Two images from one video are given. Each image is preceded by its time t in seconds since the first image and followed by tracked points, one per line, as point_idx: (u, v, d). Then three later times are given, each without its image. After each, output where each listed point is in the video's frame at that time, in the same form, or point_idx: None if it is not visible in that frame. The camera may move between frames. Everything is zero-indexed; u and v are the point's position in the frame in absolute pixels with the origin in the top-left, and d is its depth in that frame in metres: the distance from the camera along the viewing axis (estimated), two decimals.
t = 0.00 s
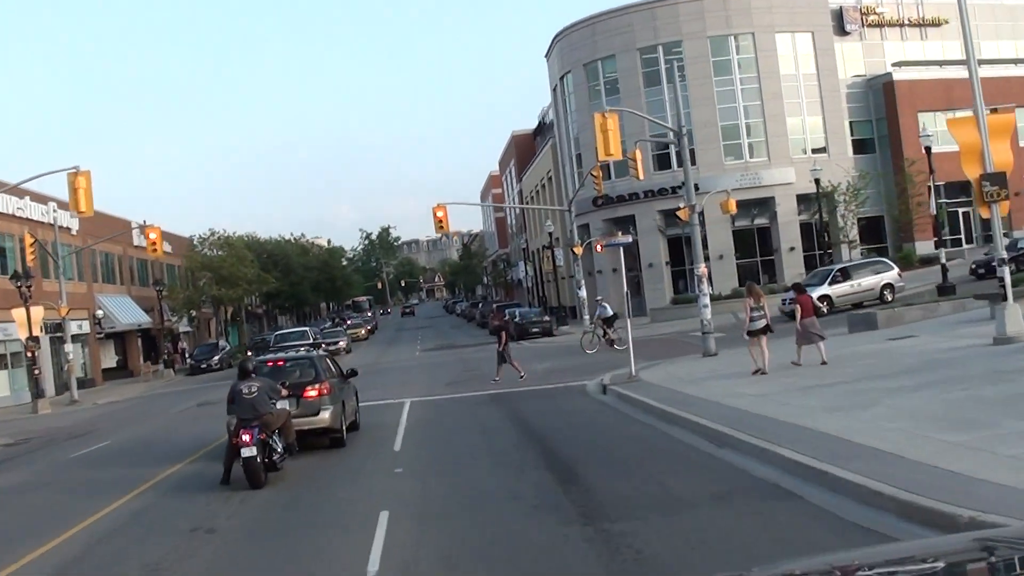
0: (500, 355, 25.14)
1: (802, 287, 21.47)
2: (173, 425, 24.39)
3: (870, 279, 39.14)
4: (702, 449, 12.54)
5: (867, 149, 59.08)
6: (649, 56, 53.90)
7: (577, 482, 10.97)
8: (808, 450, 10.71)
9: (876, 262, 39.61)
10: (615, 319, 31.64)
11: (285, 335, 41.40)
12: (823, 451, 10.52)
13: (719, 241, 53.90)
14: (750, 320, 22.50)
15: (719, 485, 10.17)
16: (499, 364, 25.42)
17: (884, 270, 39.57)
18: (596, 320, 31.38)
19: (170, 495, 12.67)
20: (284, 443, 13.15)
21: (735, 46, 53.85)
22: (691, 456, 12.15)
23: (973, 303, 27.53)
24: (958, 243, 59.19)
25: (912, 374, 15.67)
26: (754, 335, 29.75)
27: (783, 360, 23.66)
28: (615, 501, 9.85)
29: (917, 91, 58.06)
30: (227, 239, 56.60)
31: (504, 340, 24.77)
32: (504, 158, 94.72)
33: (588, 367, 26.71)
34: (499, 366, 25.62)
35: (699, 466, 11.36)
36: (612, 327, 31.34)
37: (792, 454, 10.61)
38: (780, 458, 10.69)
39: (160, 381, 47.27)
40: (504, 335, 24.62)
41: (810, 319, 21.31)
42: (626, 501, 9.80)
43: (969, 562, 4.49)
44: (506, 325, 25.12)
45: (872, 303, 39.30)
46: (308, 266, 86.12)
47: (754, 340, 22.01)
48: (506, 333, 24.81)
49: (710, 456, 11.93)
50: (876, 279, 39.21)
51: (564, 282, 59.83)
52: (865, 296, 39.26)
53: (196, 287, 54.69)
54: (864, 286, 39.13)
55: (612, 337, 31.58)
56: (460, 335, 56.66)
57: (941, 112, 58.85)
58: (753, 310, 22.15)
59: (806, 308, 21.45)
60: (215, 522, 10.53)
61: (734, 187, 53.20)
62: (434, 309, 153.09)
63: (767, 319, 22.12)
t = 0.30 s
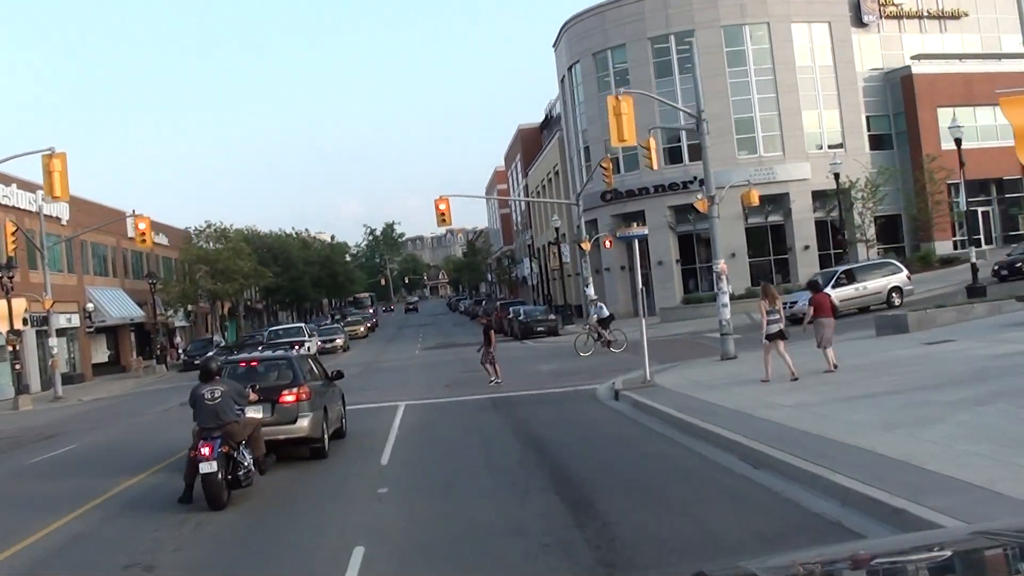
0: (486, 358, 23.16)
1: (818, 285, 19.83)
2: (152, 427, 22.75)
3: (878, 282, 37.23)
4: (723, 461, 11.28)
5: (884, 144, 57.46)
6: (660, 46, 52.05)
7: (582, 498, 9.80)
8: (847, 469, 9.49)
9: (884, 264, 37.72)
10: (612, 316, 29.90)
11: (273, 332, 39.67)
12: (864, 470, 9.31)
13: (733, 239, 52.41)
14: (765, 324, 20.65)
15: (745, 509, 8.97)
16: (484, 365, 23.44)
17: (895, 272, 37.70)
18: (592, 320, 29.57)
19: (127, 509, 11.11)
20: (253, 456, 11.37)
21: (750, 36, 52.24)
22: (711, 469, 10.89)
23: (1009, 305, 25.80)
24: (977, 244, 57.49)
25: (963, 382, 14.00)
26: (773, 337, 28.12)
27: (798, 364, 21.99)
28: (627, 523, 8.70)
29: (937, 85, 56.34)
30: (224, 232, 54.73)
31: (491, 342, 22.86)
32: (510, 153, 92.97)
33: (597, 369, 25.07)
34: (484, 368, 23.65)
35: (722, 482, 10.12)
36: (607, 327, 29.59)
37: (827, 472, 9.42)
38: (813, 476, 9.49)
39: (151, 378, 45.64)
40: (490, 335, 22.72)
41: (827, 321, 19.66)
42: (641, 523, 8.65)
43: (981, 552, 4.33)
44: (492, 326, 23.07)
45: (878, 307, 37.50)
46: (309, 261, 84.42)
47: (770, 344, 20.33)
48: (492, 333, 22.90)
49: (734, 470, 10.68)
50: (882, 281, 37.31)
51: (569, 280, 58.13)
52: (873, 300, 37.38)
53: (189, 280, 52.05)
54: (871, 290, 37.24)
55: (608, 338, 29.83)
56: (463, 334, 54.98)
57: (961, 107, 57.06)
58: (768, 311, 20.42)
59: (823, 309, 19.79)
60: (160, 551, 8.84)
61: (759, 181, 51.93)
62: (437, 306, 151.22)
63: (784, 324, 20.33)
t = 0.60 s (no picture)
0: (473, 363, 21.30)
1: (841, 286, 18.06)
2: (131, 434, 21.15)
3: (886, 284, 35.43)
4: (746, 477, 10.40)
5: (903, 140, 55.72)
6: (674, 37, 50.33)
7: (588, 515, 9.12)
8: (876, 484, 8.73)
9: (890, 264, 35.94)
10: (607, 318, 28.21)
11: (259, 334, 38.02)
12: (893, 486, 8.57)
13: (750, 236, 50.76)
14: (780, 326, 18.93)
15: (767, 525, 8.23)
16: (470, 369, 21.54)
17: (901, 273, 35.93)
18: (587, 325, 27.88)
19: (71, 541, 9.50)
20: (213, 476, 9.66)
21: (766, 27, 50.56)
22: (730, 485, 10.07)
23: None
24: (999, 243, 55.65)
25: None
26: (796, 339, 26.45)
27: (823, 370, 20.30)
28: (637, 542, 7.98)
29: (958, 79, 54.59)
30: (223, 228, 53.06)
31: (477, 345, 21.09)
32: (517, 150, 91.25)
33: (610, 372, 23.46)
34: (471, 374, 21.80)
35: (742, 499, 9.36)
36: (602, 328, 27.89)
37: (856, 489, 8.65)
38: (839, 492, 8.75)
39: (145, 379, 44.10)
40: (476, 339, 20.92)
41: (849, 325, 17.94)
42: (652, 541, 7.96)
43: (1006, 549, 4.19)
44: (479, 329, 21.16)
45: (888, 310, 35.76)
46: (313, 259, 82.89)
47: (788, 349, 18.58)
48: (479, 336, 21.09)
49: (756, 486, 9.87)
50: (889, 283, 35.51)
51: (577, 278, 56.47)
52: (880, 303, 35.59)
53: (185, 277, 50.56)
54: (879, 291, 35.45)
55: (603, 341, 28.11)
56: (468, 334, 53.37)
57: (983, 102, 55.33)
58: (787, 312, 18.64)
59: (845, 312, 18.04)
60: None
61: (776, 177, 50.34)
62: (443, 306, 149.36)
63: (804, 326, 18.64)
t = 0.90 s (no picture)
0: (456, 367, 19.59)
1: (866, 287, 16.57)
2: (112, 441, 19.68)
3: (897, 287, 33.72)
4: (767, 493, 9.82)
5: (924, 136, 54.02)
6: (688, 28, 48.64)
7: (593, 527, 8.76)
8: (898, 496, 8.27)
9: (902, 266, 34.12)
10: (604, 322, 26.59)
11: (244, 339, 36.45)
12: (914, 498, 8.10)
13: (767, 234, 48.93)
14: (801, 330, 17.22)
15: (784, 541, 7.80)
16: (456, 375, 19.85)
17: (914, 275, 34.15)
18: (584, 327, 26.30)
19: None
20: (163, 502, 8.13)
21: (784, 18, 49.02)
22: (747, 499, 9.60)
23: None
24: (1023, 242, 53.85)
25: None
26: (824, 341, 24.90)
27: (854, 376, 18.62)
28: (643, 557, 7.61)
29: (981, 72, 52.85)
30: (223, 225, 51.57)
31: (461, 349, 19.48)
32: (526, 148, 89.66)
33: (625, 376, 21.94)
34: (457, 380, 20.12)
35: (760, 514, 8.91)
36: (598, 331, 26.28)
37: (878, 502, 8.16)
38: (858, 507, 8.29)
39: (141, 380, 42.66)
40: (460, 341, 19.33)
41: (875, 330, 16.40)
42: (660, 555, 7.61)
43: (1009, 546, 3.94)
44: (463, 329, 19.55)
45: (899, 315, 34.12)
46: (319, 257, 81.53)
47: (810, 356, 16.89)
48: (464, 338, 19.49)
49: (775, 500, 9.39)
50: (901, 286, 33.80)
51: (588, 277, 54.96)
52: (892, 307, 33.88)
53: (184, 274, 49.15)
54: (890, 295, 33.73)
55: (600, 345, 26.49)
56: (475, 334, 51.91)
57: (1007, 96, 53.56)
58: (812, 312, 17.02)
59: (869, 315, 16.54)
60: None
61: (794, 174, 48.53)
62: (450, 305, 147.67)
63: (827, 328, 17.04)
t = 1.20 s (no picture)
0: (437, 375, 18.06)
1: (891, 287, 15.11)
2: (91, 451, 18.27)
3: (910, 289, 32.08)
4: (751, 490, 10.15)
5: (945, 131, 52.36)
6: (703, 19, 46.91)
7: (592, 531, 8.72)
8: (903, 503, 8.12)
9: (919, 267, 32.45)
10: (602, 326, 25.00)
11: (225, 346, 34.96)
12: (924, 506, 7.90)
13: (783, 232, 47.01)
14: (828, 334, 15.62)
15: (785, 545, 7.78)
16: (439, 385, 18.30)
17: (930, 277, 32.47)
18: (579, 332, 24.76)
19: None
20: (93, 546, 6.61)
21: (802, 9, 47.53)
22: (756, 505, 9.39)
23: None
24: None
25: None
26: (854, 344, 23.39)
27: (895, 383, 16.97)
28: (644, 557, 7.71)
29: (1005, 65, 51.15)
30: (224, 223, 50.15)
31: (442, 355, 17.94)
32: (535, 146, 88.14)
33: (641, 383, 20.44)
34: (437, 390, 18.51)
35: (758, 515, 8.99)
36: (593, 335, 24.69)
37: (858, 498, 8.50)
38: (864, 512, 8.16)
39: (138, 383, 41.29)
40: (439, 346, 17.81)
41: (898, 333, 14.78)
42: (655, 555, 7.68)
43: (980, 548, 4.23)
44: (443, 334, 18.04)
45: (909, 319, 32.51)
46: (325, 258, 80.17)
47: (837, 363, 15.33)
48: (446, 342, 17.99)
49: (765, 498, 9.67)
50: (915, 288, 32.14)
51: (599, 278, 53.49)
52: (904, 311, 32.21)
53: (183, 274, 47.75)
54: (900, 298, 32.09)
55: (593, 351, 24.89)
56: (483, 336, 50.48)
57: None
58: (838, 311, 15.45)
59: (895, 317, 14.98)
60: None
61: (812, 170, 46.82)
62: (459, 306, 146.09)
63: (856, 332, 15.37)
